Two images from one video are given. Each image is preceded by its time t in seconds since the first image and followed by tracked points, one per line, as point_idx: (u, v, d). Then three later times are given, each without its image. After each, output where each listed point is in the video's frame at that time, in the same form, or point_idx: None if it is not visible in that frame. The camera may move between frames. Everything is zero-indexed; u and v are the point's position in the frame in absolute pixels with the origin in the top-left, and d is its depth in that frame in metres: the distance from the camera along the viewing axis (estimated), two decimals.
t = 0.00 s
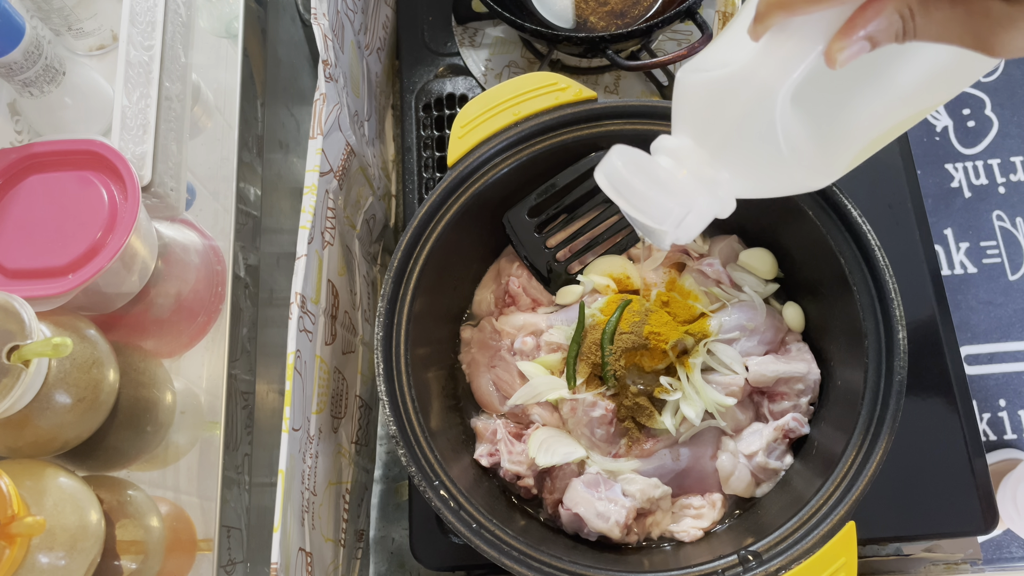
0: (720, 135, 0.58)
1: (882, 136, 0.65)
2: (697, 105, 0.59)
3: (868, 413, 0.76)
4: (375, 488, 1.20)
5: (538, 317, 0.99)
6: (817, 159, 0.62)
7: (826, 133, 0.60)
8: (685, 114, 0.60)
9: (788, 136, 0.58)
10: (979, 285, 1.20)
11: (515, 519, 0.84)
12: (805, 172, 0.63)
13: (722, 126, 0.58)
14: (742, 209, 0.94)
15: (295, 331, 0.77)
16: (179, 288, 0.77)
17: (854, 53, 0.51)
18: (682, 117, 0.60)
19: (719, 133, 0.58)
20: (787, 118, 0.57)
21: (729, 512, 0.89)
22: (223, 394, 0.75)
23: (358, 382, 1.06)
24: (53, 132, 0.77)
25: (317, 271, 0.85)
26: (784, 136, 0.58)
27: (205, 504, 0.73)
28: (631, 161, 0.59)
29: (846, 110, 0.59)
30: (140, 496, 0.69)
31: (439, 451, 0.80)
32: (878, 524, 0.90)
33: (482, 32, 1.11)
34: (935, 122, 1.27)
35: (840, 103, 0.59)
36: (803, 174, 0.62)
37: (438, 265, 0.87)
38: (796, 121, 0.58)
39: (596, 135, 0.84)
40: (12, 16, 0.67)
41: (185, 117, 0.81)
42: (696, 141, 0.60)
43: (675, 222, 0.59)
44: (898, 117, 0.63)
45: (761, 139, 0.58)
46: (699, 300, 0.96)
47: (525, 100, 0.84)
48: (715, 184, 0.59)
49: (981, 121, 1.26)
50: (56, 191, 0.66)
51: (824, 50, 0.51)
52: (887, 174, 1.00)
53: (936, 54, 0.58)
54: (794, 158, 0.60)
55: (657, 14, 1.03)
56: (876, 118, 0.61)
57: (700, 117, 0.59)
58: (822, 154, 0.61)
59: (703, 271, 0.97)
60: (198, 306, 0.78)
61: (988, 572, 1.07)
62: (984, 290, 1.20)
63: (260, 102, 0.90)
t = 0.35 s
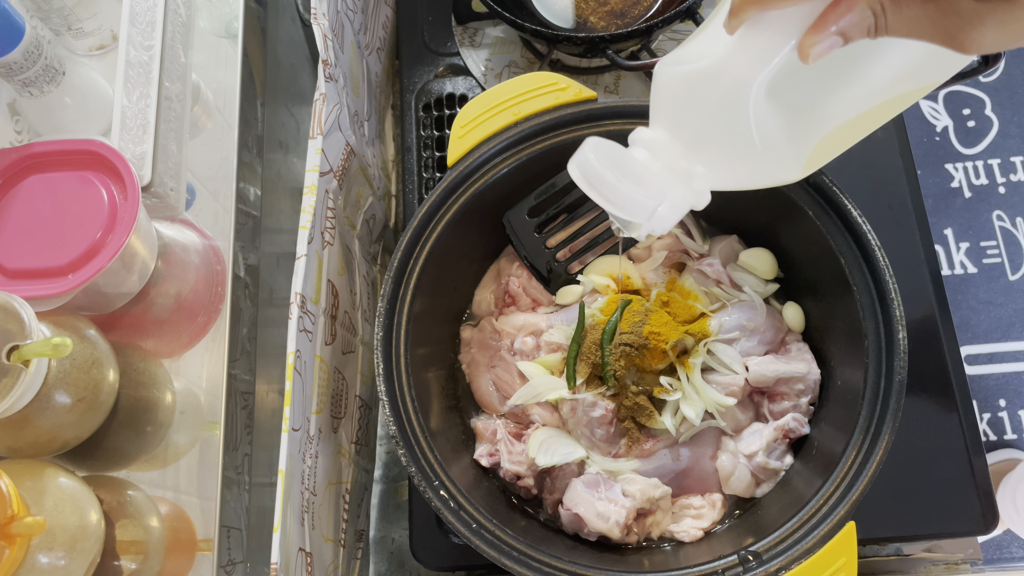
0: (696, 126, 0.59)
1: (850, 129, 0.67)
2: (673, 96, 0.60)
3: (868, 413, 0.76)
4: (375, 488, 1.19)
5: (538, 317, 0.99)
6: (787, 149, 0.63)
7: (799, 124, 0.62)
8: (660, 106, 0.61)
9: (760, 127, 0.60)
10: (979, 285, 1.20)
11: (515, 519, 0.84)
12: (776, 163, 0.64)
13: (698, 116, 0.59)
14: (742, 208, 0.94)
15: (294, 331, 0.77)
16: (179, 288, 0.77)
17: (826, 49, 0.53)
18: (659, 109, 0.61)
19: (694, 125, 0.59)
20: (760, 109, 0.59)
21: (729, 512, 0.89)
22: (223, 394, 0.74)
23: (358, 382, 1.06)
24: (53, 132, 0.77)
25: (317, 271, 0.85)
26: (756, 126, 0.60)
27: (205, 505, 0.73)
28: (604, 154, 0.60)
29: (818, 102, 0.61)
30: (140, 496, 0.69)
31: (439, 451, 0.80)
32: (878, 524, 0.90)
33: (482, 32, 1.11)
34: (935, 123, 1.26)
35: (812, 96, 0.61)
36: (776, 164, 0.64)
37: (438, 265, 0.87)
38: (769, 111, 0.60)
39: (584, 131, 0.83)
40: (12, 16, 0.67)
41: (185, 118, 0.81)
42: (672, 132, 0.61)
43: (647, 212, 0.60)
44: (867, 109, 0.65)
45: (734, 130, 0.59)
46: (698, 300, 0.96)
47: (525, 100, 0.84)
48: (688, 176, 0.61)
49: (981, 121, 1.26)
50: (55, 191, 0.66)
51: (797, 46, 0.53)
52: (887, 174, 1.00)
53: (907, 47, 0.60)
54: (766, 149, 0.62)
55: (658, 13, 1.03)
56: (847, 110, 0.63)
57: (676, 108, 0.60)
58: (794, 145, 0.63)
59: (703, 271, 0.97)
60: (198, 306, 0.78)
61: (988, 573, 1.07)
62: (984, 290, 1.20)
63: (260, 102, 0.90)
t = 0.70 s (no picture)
0: (697, 83, 0.61)
1: (858, 100, 0.67)
2: (677, 53, 0.62)
3: (868, 413, 0.75)
4: (375, 488, 1.19)
5: (538, 317, 0.99)
6: (790, 114, 0.64)
7: (799, 91, 0.63)
8: (665, 64, 0.63)
9: (759, 87, 0.61)
10: (979, 285, 1.20)
11: (515, 519, 0.84)
12: (779, 128, 0.64)
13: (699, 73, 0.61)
14: (742, 208, 0.94)
15: (294, 331, 0.77)
16: (179, 288, 0.77)
17: (825, 10, 0.57)
18: (664, 68, 0.63)
19: (695, 84, 0.61)
20: (762, 73, 0.61)
21: (729, 512, 0.89)
22: (222, 394, 0.74)
23: (358, 382, 1.06)
24: (53, 132, 0.77)
25: (317, 271, 0.85)
26: (757, 91, 0.61)
27: (205, 505, 0.73)
28: (610, 102, 0.58)
29: (819, 66, 0.62)
30: (140, 496, 0.69)
31: (439, 451, 0.80)
32: (878, 524, 0.89)
33: (482, 32, 1.11)
34: (935, 122, 1.26)
35: (814, 60, 0.62)
36: (780, 133, 0.65)
37: (438, 265, 0.87)
38: (769, 72, 0.61)
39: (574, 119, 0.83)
40: (12, 16, 0.67)
41: (185, 118, 0.81)
42: (675, 89, 0.62)
43: (646, 162, 0.59)
44: (872, 80, 0.65)
45: (732, 90, 0.61)
46: (698, 300, 0.96)
47: (525, 100, 0.84)
48: (688, 134, 0.61)
49: (981, 121, 1.26)
50: (55, 191, 0.66)
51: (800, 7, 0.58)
52: (887, 174, 1.00)
53: (910, 18, 0.61)
54: (766, 110, 0.62)
55: (658, 13, 1.03)
56: (849, 79, 0.64)
57: (679, 65, 0.62)
58: (796, 112, 0.64)
59: (703, 271, 0.97)
60: (198, 306, 0.78)
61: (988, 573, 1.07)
62: (984, 290, 1.20)
63: (260, 102, 0.90)
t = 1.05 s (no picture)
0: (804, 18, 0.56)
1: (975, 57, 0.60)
2: None
3: (868, 413, 0.75)
4: (375, 488, 1.20)
5: (538, 317, 0.98)
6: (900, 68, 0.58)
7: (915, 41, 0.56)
8: None
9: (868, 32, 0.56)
10: (979, 285, 1.20)
11: (515, 519, 0.84)
12: (883, 85, 0.59)
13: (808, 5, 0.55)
14: (742, 208, 0.94)
15: (295, 331, 0.77)
16: (179, 288, 0.77)
17: None
18: None
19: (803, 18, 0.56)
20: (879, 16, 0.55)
21: (729, 512, 0.89)
22: (223, 394, 0.75)
23: (358, 383, 1.06)
24: (53, 132, 0.77)
25: (317, 271, 0.85)
26: (870, 38, 0.56)
27: (205, 504, 0.73)
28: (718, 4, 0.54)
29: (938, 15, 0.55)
30: (140, 496, 0.69)
31: (439, 451, 0.80)
32: (878, 524, 0.90)
33: (482, 33, 1.11)
34: (935, 122, 1.26)
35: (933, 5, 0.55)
36: (889, 87, 0.60)
37: (438, 265, 0.87)
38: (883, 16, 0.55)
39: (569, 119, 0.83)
40: (12, 16, 0.67)
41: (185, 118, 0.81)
42: (776, 23, 0.57)
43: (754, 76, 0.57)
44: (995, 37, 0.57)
45: (841, 31, 0.56)
46: (698, 300, 0.96)
47: (525, 101, 0.84)
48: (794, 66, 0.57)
49: (980, 121, 1.26)
50: (55, 191, 0.66)
51: None
52: (887, 175, 1.00)
53: None
54: (875, 60, 0.57)
55: (657, 14, 1.03)
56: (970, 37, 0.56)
57: None
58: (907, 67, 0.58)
59: (703, 271, 0.97)
60: (198, 306, 0.78)
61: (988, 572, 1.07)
62: (984, 290, 1.20)
63: (260, 102, 0.90)
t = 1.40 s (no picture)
0: None
1: None
2: None
3: (868, 412, 0.76)
4: (375, 488, 1.20)
5: (538, 317, 0.99)
6: None
7: None
8: None
9: None
10: (979, 285, 1.20)
11: (515, 519, 0.84)
12: None
13: None
14: (742, 208, 0.94)
15: (295, 331, 0.77)
16: (179, 288, 0.77)
17: None
18: None
19: None
20: None
21: (729, 512, 0.89)
22: (223, 394, 0.75)
23: (358, 382, 1.06)
24: (53, 132, 0.77)
25: (317, 271, 0.85)
26: None
27: (205, 504, 0.73)
28: None
29: None
30: (140, 496, 0.70)
31: (439, 451, 0.80)
32: (879, 524, 0.90)
33: (482, 32, 1.11)
34: (935, 122, 1.27)
35: None
36: None
37: (438, 265, 0.87)
38: None
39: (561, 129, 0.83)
40: (12, 16, 0.67)
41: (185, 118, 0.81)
42: None
43: None
44: None
45: None
46: (699, 300, 0.96)
47: (525, 100, 0.84)
48: None
49: (980, 121, 1.26)
50: (55, 191, 0.66)
51: None
52: (887, 175, 1.00)
53: None
54: None
55: (657, 14, 1.03)
56: None
57: None
58: None
59: (703, 271, 0.97)
60: (198, 306, 0.78)
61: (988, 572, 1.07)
62: (984, 290, 1.20)
63: (260, 102, 0.90)
